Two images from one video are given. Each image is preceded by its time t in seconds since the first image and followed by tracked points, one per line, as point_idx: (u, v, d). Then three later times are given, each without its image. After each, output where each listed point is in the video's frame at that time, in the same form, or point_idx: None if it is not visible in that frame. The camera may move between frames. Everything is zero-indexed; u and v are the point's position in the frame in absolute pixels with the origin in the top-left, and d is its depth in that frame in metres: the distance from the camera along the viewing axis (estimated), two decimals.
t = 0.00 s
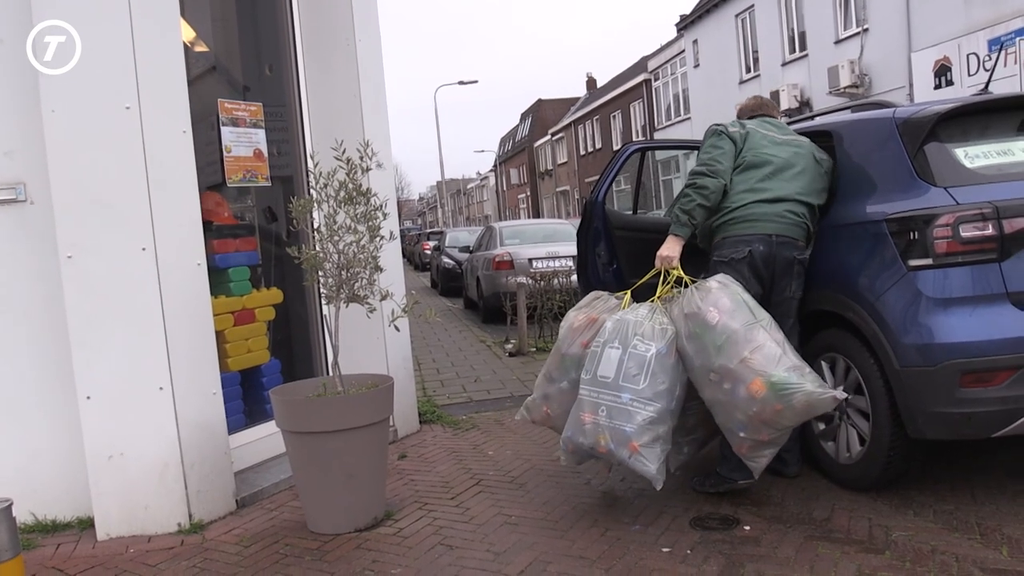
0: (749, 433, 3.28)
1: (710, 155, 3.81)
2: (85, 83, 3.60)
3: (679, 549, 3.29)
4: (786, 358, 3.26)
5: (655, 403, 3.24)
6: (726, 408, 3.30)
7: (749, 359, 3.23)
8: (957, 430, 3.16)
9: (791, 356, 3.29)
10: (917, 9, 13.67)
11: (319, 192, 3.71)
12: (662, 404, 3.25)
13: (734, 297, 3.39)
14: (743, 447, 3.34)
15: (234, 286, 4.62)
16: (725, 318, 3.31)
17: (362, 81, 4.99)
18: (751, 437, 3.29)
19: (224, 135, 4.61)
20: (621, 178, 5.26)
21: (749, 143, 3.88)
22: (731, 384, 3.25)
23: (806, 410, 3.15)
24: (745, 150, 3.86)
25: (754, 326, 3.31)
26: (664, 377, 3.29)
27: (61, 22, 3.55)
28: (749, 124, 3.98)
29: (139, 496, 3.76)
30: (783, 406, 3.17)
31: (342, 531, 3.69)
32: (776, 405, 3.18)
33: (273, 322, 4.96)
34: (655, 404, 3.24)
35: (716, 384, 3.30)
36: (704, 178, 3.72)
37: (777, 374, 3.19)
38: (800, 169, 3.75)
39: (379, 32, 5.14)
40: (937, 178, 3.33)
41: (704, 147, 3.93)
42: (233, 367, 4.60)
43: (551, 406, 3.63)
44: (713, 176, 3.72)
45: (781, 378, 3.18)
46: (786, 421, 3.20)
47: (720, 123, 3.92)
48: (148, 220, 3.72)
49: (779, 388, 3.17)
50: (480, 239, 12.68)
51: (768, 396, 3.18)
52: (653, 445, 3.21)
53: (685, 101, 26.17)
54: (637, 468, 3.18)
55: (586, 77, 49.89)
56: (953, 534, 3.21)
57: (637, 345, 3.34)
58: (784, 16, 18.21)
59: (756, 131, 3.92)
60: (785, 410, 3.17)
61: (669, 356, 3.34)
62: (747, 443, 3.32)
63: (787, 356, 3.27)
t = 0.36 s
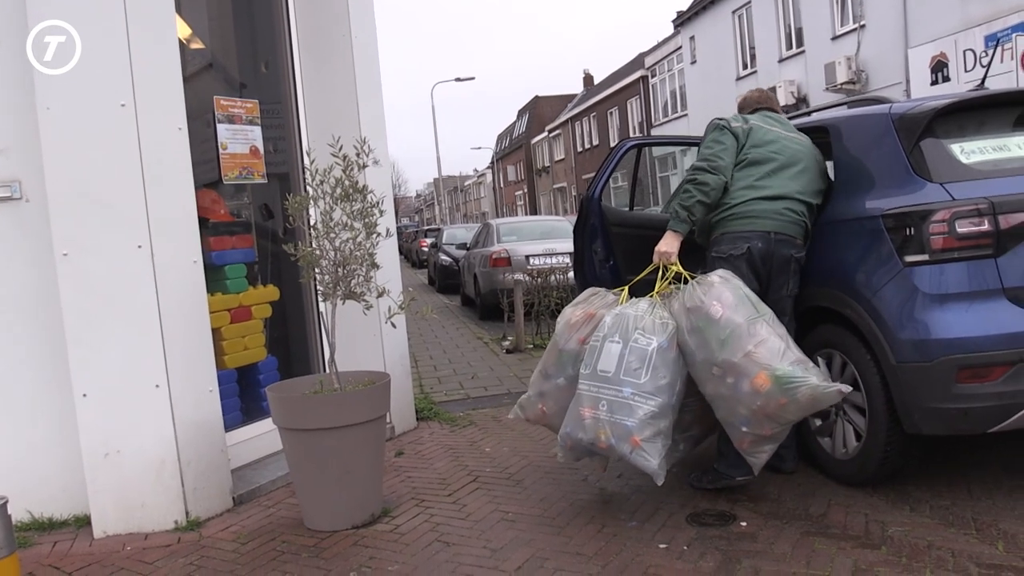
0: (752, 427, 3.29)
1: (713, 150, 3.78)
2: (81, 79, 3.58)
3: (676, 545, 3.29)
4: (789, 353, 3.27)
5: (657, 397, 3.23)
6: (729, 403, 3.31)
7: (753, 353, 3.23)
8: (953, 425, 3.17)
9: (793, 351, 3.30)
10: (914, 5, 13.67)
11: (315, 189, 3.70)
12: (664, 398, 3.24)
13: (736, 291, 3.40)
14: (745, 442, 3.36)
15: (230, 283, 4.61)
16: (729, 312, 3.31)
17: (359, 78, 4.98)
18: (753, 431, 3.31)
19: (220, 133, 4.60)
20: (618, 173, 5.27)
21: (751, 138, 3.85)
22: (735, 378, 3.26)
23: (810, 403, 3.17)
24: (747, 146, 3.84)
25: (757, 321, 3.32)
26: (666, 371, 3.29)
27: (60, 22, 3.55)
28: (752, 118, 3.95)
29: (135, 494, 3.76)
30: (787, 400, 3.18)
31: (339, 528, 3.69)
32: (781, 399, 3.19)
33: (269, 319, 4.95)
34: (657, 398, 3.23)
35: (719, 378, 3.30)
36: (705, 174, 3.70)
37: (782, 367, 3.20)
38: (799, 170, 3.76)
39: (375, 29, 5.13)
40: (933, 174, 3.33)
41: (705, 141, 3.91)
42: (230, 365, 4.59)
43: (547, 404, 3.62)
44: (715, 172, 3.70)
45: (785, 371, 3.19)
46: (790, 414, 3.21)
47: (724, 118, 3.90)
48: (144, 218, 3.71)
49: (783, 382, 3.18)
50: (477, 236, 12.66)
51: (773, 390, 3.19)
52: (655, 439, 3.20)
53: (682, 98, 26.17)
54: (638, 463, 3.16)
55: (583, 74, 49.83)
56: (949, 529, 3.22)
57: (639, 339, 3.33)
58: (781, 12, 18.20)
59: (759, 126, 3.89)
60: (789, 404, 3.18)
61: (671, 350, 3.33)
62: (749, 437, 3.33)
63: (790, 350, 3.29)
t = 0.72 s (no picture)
0: (764, 445, 3.32)
1: (708, 155, 3.66)
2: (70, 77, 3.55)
3: (668, 543, 3.30)
4: (800, 372, 3.24)
5: (670, 423, 3.24)
6: (741, 423, 3.31)
7: (764, 376, 3.20)
8: (943, 422, 3.18)
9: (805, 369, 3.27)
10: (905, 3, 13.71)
11: (306, 187, 3.68)
12: (675, 423, 3.25)
13: (743, 309, 3.34)
14: (758, 457, 3.39)
15: (221, 282, 4.58)
16: (739, 334, 3.27)
17: (350, 75, 4.96)
18: (766, 448, 3.33)
19: (211, 131, 4.57)
20: (609, 171, 5.29)
21: (744, 137, 3.75)
22: (747, 400, 3.25)
23: (823, 424, 3.17)
24: (740, 146, 3.74)
25: (766, 340, 3.27)
26: (677, 395, 3.27)
27: (61, 22, 3.53)
28: (740, 113, 3.82)
29: (126, 494, 3.74)
30: (800, 422, 3.18)
31: (331, 527, 3.68)
32: (793, 421, 3.18)
33: (261, 318, 4.93)
34: (671, 423, 3.24)
35: (730, 401, 3.30)
36: (704, 183, 3.60)
37: (794, 391, 3.17)
38: (794, 166, 3.72)
39: (366, 26, 5.11)
40: (924, 172, 3.34)
41: (696, 141, 3.77)
42: (221, 364, 4.57)
43: (541, 415, 3.63)
44: (715, 181, 3.61)
45: (798, 395, 3.17)
46: (803, 434, 3.22)
47: (714, 116, 3.74)
48: (134, 217, 3.69)
49: (796, 405, 3.17)
50: (470, 233, 12.64)
51: (785, 412, 3.18)
52: (669, 465, 3.24)
53: (674, 95, 26.19)
54: (654, 490, 3.20)
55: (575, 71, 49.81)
56: (940, 526, 3.23)
57: (650, 363, 3.29)
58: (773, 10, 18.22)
59: (749, 122, 3.78)
60: (802, 425, 3.18)
61: (682, 372, 3.31)
62: (761, 453, 3.36)
63: (801, 369, 3.25)
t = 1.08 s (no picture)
0: (777, 447, 3.29)
1: (702, 167, 3.53)
2: (62, 77, 3.53)
3: (662, 542, 3.30)
4: (809, 370, 3.26)
5: (684, 433, 3.22)
6: (751, 426, 3.30)
7: (774, 375, 3.22)
8: (935, 420, 3.20)
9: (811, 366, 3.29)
10: (897, 3, 13.75)
11: (298, 187, 3.67)
12: (689, 433, 3.23)
13: (744, 311, 3.37)
14: (767, 460, 3.36)
15: (214, 282, 4.57)
16: (745, 337, 3.28)
17: (342, 75, 4.95)
18: (778, 450, 3.31)
19: (203, 131, 4.56)
20: (604, 171, 5.25)
21: (734, 141, 3.65)
22: (758, 402, 3.24)
23: (837, 420, 3.17)
24: (731, 152, 3.64)
25: (770, 339, 3.29)
26: (687, 405, 3.25)
27: (61, 22, 3.52)
28: (728, 114, 3.68)
29: (118, 495, 3.72)
30: (814, 419, 3.17)
31: (325, 528, 3.67)
32: (807, 419, 3.18)
33: (254, 318, 4.92)
34: (684, 434, 3.21)
35: (741, 404, 3.29)
36: (699, 198, 3.50)
37: (805, 388, 3.18)
38: (781, 169, 3.68)
39: (358, 26, 5.09)
40: (916, 171, 3.35)
41: (687, 147, 3.63)
42: (214, 364, 4.56)
43: (541, 442, 3.59)
44: (710, 195, 3.51)
45: (809, 392, 3.18)
46: (816, 431, 3.21)
47: (705, 123, 3.59)
48: (125, 217, 3.67)
49: (809, 402, 3.17)
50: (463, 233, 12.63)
51: (798, 410, 3.18)
52: (688, 476, 3.21)
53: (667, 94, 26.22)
54: (678, 504, 3.17)
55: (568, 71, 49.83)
56: (933, 523, 3.24)
57: (656, 375, 3.26)
58: (765, 9, 18.25)
59: (738, 125, 3.67)
60: (817, 422, 3.18)
61: (688, 380, 3.30)
62: (772, 456, 3.33)
63: (808, 366, 3.28)
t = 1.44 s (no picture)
0: (765, 446, 3.22)
1: (719, 184, 3.37)
2: (61, 76, 3.53)
3: (661, 547, 3.29)
4: (800, 367, 3.20)
5: (667, 425, 3.09)
6: (739, 422, 3.22)
7: (764, 370, 3.15)
8: (934, 424, 3.19)
9: (802, 364, 3.23)
10: (895, 7, 13.79)
11: (297, 191, 3.67)
12: (673, 426, 3.11)
13: (736, 305, 3.32)
14: (754, 461, 3.29)
15: (212, 286, 4.57)
16: (736, 329, 3.22)
17: (341, 79, 4.95)
18: (765, 450, 3.23)
19: (201, 134, 4.56)
20: (601, 174, 5.29)
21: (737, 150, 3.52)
22: (748, 398, 3.17)
23: (828, 418, 3.11)
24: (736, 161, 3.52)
25: (762, 335, 3.23)
26: (672, 397, 3.15)
27: (60, 23, 3.51)
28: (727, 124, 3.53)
29: (116, 499, 3.71)
30: (804, 416, 3.11)
31: (322, 533, 3.66)
32: (796, 416, 3.11)
33: (252, 322, 4.91)
34: (667, 426, 3.09)
35: (729, 399, 3.21)
36: (718, 216, 3.36)
37: (796, 384, 3.12)
38: (778, 173, 3.65)
39: (357, 29, 5.10)
40: (914, 175, 3.35)
41: (697, 163, 3.44)
42: (213, 368, 4.57)
43: (527, 437, 3.47)
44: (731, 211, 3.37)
45: (800, 388, 3.11)
46: (804, 429, 3.15)
47: (712, 137, 3.41)
48: (123, 220, 3.67)
49: (800, 398, 3.10)
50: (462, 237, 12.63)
51: (788, 407, 3.11)
52: (668, 470, 3.06)
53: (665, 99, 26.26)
54: (656, 498, 3.01)
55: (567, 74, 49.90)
56: (932, 528, 3.24)
57: (642, 364, 3.16)
58: (764, 13, 18.29)
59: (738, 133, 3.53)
60: (807, 420, 3.11)
61: (675, 372, 3.21)
62: (759, 456, 3.26)
63: (799, 364, 3.22)
